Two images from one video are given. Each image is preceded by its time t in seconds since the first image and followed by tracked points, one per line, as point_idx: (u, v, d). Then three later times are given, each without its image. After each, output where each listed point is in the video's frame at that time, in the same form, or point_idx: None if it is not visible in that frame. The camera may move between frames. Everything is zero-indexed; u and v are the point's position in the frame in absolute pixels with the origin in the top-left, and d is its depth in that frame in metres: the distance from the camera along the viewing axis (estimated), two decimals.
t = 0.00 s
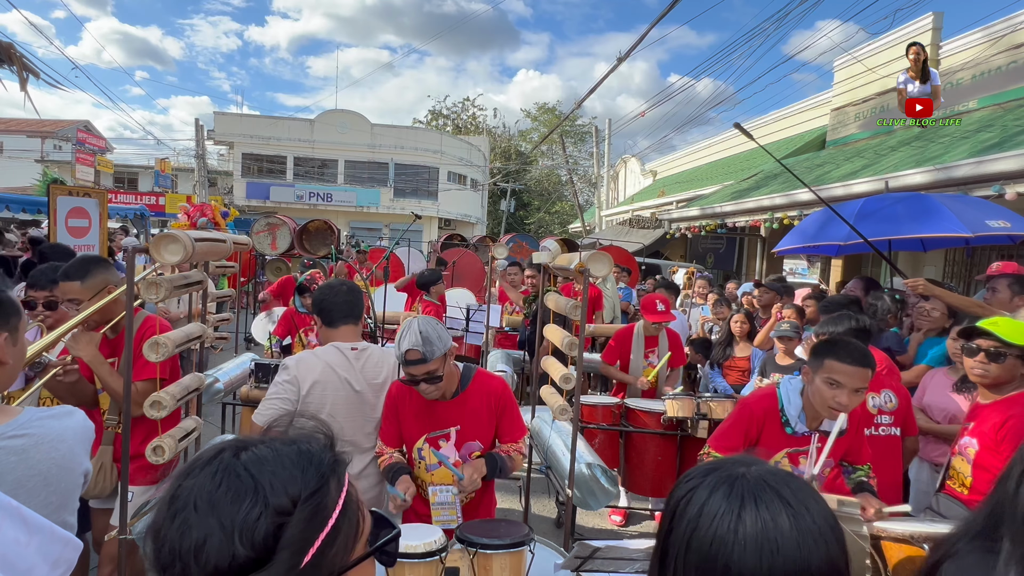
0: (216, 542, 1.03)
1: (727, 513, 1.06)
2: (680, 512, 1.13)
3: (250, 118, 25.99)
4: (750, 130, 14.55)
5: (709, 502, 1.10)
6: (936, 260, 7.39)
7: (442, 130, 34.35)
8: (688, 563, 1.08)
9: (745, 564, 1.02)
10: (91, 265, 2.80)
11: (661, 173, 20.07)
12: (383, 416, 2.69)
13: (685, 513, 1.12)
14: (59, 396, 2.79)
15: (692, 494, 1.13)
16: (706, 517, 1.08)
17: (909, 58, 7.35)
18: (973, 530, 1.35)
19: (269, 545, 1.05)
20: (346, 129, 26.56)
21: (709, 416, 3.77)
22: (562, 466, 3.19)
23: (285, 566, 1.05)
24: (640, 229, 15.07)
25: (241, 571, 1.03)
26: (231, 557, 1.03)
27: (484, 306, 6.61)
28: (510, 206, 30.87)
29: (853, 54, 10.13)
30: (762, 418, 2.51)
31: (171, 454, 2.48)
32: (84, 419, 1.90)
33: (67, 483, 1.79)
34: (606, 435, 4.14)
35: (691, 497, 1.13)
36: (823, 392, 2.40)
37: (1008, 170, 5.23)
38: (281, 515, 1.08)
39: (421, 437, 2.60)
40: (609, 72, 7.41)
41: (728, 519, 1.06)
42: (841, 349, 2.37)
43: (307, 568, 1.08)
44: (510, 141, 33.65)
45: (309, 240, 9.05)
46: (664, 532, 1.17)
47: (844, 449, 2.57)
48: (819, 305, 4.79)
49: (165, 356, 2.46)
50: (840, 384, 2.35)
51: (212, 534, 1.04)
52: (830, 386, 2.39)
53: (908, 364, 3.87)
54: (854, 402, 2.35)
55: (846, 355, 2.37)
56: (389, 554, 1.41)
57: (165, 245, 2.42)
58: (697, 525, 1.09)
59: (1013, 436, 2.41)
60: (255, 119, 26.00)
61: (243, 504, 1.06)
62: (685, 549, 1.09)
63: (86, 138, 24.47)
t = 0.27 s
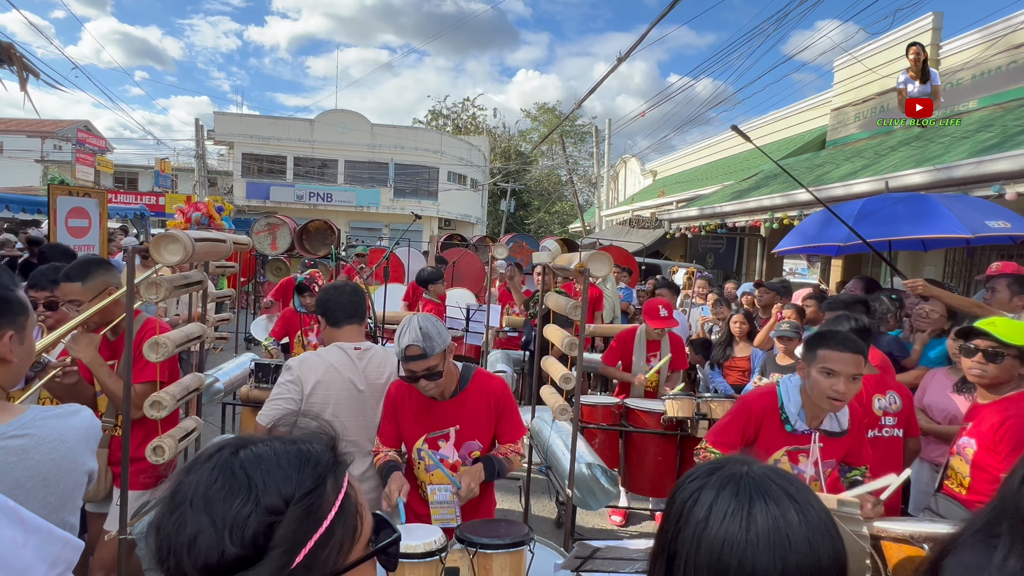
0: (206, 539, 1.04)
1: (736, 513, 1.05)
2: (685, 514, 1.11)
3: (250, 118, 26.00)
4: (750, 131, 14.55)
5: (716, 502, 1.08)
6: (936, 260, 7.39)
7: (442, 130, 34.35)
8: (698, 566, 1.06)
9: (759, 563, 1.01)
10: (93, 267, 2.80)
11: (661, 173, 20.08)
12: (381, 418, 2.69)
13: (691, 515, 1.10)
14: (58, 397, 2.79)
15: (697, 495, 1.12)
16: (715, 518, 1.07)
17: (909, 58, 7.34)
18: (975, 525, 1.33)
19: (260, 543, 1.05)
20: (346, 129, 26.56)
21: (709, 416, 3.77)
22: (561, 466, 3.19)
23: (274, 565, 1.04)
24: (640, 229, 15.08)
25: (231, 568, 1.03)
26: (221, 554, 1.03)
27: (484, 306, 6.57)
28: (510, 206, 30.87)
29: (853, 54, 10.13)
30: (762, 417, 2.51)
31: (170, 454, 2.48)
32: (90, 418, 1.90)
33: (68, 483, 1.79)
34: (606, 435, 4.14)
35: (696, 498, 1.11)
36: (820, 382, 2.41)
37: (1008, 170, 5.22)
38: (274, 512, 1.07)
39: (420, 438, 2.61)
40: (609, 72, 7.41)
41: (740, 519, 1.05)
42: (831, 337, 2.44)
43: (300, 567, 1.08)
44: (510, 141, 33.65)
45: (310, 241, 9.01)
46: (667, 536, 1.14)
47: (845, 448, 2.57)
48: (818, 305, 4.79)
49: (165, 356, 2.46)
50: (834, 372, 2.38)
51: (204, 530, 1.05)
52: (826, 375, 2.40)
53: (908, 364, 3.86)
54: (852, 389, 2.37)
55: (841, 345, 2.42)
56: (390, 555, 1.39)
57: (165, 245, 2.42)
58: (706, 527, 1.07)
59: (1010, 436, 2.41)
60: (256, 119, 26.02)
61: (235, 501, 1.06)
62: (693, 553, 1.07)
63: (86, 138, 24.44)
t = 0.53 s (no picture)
0: (204, 538, 1.04)
1: (738, 511, 1.05)
2: (685, 514, 1.11)
3: (250, 118, 26.00)
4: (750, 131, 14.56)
5: (717, 501, 1.08)
6: (936, 260, 7.39)
7: (442, 130, 34.37)
8: (699, 565, 1.06)
9: (762, 561, 1.01)
10: (94, 268, 2.80)
11: (661, 173, 20.08)
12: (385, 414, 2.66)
13: (692, 515, 1.10)
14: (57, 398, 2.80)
15: (698, 494, 1.12)
16: (716, 517, 1.07)
17: (909, 58, 7.34)
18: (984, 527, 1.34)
19: (257, 541, 1.05)
20: (345, 129, 26.57)
21: (709, 416, 3.77)
22: (562, 466, 3.19)
23: (271, 565, 1.04)
24: (640, 229, 15.07)
25: (228, 567, 1.03)
26: (218, 552, 1.03)
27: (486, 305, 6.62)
28: (510, 206, 30.88)
29: (853, 54, 10.13)
30: (761, 416, 2.51)
31: (171, 454, 2.48)
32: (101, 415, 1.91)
33: (74, 480, 1.79)
34: (606, 435, 4.14)
35: (696, 498, 1.11)
36: (808, 370, 2.48)
37: (1008, 170, 5.22)
38: (274, 510, 1.08)
39: (425, 429, 2.59)
40: (609, 73, 7.41)
41: (742, 517, 1.05)
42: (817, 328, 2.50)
43: (299, 565, 1.08)
44: (510, 141, 33.66)
45: (310, 241, 9.01)
46: (667, 537, 1.14)
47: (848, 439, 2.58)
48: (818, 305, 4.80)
49: (165, 356, 2.46)
50: (821, 358, 2.46)
51: (201, 528, 1.05)
52: (814, 362, 2.48)
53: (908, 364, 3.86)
54: (839, 374, 2.45)
55: (826, 331, 2.51)
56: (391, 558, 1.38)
57: (165, 245, 2.42)
58: (707, 525, 1.07)
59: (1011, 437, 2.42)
60: (255, 119, 26.03)
61: (233, 500, 1.07)
62: (695, 552, 1.06)
63: (86, 138, 24.43)
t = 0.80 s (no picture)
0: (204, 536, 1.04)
1: (729, 510, 1.06)
2: (675, 515, 1.11)
3: (250, 118, 25.99)
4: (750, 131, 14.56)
5: (707, 501, 1.08)
6: (936, 260, 7.39)
7: (442, 130, 34.37)
8: (690, 565, 1.06)
9: (753, 560, 1.01)
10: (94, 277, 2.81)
11: (661, 173, 20.08)
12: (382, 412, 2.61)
13: (683, 515, 1.10)
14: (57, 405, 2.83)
15: (688, 495, 1.12)
16: (706, 517, 1.07)
17: (909, 58, 7.33)
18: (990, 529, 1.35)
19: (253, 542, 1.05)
20: (345, 129, 26.56)
21: (709, 417, 3.77)
22: (561, 466, 3.19)
23: (270, 564, 1.04)
24: (640, 229, 15.07)
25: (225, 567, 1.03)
26: (216, 554, 1.03)
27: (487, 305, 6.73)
28: (510, 206, 30.88)
29: (853, 54, 10.12)
30: (755, 411, 2.51)
31: (170, 455, 2.48)
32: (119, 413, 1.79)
33: (81, 480, 1.63)
34: (606, 435, 4.14)
35: (685, 498, 1.11)
36: (792, 357, 2.52)
37: (1008, 170, 5.22)
38: (268, 512, 1.07)
39: (423, 420, 2.59)
40: (609, 72, 7.41)
41: (731, 516, 1.05)
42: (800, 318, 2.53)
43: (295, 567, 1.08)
44: (510, 141, 33.66)
45: (309, 241, 9.18)
46: (658, 538, 1.14)
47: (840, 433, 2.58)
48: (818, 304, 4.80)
49: (164, 356, 2.46)
50: (804, 346, 2.49)
51: (198, 530, 1.05)
52: (797, 350, 2.52)
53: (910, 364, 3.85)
54: (822, 360, 2.48)
55: (807, 320, 2.54)
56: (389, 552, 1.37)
57: (165, 245, 2.42)
58: (697, 525, 1.07)
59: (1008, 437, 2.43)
60: (255, 119, 26.02)
61: (230, 501, 1.07)
62: (685, 553, 1.07)
63: (85, 138, 24.39)
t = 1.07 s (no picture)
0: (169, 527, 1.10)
1: (729, 513, 1.05)
2: (676, 516, 1.11)
3: (250, 118, 25.99)
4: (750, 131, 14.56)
5: (707, 503, 1.08)
6: (936, 260, 7.39)
7: (442, 130, 34.38)
8: (690, 567, 1.06)
9: (754, 563, 1.01)
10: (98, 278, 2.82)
11: (661, 173, 20.08)
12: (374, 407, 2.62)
13: (683, 517, 1.10)
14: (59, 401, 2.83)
15: (689, 496, 1.12)
16: (707, 519, 1.07)
17: (909, 58, 7.32)
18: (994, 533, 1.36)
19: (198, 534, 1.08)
20: (345, 129, 26.56)
21: (709, 416, 3.76)
22: (561, 466, 3.19)
23: (209, 562, 1.05)
24: (640, 229, 15.07)
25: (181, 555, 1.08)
26: (167, 546, 1.08)
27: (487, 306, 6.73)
28: (510, 206, 30.88)
29: (853, 54, 10.12)
30: (764, 402, 2.51)
31: (170, 455, 2.48)
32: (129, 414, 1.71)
33: (75, 487, 1.53)
34: (606, 435, 4.15)
35: (686, 499, 1.12)
36: (788, 349, 2.57)
37: (1008, 170, 5.22)
38: (215, 510, 1.09)
39: (419, 416, 2.59)
40: (608, 73, 7.41)
41: (732, 518, 1.05)
42: (802, 312, 2.58)
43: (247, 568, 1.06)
44: (510, 141, 33.66)
45: (310, 241, 9.08)
46: (658, 539, 1.14)
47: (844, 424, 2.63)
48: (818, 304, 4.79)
49: (165, 356, 2.46)
50: (799, 337, 2.54)
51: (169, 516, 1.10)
52: (793, 342, 2.56)
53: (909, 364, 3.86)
54: (817, 352, 2.51)
55: (809, 314, 2.58)
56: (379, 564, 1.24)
57: (165, 245, 2.42)
58: (698, 527, 1.07)
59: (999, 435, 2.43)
60: (255, 119, 26.01)
61: (192, 490, 1.12)
62: (686, 555, 1.07)
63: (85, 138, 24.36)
